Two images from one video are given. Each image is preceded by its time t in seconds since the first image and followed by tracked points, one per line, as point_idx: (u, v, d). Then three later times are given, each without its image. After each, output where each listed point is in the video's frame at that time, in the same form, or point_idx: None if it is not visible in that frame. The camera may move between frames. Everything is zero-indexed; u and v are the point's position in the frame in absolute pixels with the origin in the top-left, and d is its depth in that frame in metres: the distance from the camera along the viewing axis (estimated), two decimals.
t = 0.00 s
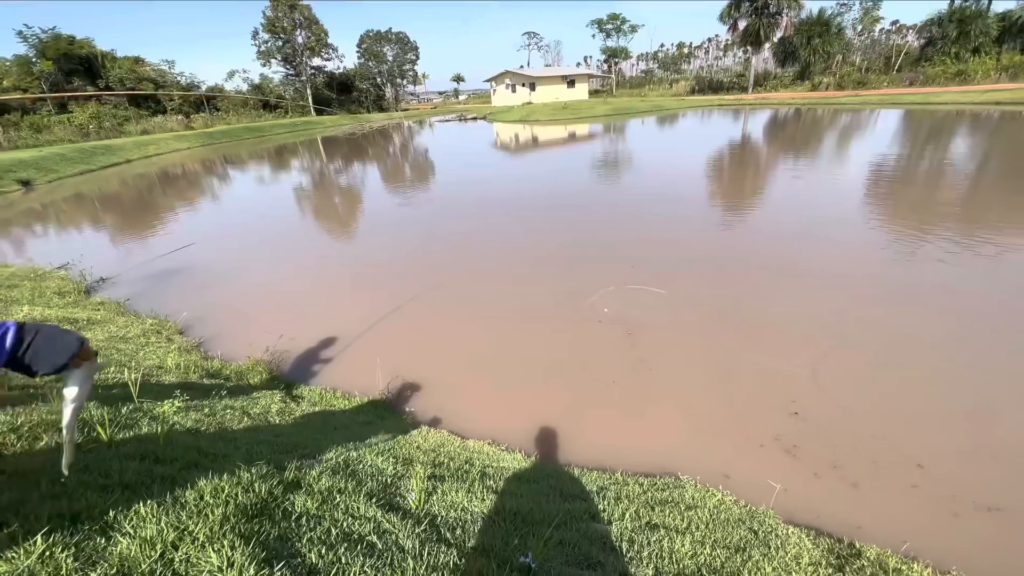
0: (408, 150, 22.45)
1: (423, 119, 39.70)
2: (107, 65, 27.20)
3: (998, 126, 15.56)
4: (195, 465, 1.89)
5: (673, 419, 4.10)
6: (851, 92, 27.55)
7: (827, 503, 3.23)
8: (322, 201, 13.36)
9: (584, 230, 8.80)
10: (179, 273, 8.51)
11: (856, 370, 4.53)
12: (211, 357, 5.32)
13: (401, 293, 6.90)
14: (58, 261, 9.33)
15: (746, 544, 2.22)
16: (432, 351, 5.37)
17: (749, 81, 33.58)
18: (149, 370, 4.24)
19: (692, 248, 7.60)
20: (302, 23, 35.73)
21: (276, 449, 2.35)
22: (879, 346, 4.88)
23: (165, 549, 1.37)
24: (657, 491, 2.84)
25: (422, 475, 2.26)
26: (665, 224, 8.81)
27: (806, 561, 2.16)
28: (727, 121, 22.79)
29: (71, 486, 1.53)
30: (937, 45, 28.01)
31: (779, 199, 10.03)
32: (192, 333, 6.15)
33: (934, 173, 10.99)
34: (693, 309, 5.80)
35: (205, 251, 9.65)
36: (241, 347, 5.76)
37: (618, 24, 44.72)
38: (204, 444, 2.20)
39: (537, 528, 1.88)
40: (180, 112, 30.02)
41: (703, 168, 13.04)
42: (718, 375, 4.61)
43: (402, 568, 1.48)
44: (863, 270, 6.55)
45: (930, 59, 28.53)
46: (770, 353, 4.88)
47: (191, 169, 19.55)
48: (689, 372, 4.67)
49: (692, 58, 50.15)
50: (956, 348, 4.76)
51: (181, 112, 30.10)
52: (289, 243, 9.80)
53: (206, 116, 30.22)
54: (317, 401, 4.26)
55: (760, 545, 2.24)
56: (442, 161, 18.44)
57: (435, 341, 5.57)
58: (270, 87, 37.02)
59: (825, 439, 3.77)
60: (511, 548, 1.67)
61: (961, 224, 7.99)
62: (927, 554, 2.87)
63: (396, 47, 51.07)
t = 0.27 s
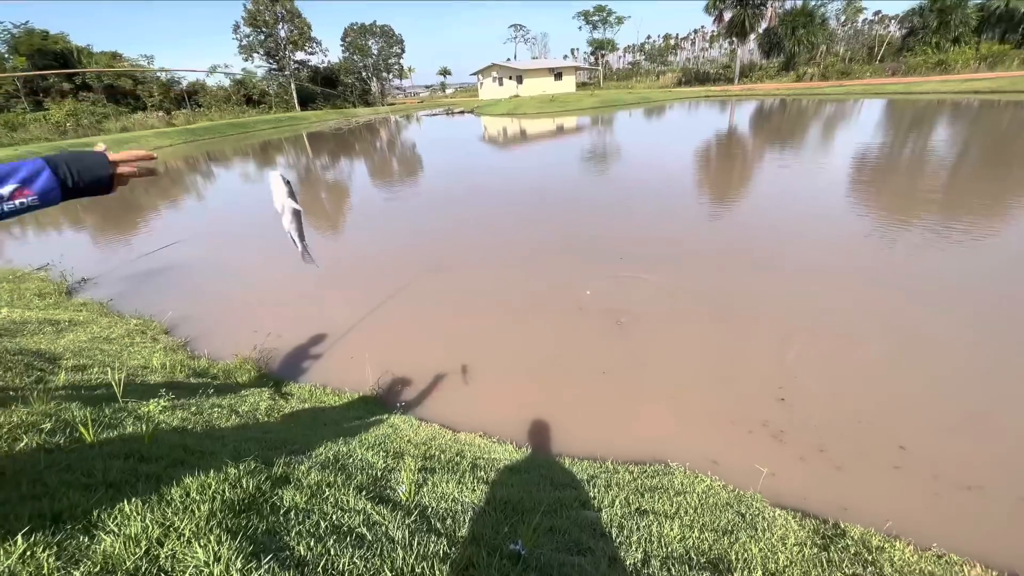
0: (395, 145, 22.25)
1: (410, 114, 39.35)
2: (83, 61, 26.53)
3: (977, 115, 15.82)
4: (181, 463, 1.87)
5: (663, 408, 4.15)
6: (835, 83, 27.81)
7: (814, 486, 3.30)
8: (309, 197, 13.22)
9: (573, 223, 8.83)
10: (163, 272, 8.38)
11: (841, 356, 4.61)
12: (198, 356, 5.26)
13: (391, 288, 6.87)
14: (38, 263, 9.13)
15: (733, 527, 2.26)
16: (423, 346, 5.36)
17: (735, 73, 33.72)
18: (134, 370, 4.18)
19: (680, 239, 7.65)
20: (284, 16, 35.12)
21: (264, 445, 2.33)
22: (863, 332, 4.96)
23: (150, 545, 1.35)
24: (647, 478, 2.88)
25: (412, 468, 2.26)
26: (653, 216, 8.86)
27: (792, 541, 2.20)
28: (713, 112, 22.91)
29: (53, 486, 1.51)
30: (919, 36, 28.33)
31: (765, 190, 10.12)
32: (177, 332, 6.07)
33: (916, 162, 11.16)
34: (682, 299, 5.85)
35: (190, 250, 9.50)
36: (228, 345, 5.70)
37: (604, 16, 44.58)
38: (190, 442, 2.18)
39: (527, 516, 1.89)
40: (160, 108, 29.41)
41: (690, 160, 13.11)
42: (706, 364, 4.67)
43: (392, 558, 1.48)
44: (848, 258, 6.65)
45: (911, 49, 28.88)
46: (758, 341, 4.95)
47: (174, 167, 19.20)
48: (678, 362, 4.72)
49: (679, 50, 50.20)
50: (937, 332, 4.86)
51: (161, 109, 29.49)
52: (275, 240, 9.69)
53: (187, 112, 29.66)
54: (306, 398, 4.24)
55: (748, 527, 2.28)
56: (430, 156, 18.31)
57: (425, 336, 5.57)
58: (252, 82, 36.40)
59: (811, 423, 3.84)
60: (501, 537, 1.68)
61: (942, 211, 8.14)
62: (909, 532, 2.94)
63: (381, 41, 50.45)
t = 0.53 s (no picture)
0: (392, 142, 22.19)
1: (406, 110, 39.20)
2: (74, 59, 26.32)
3: (972, 108, 15.86)
4: (180, 462, 1.87)
5: (660, 403, 4.18)
6: (831, 77, 27.81)
7: (810, 479, 3.33)
8: (305, 195, 13.18)
9: (570, 219, 8.83)
10: (159, 272, 8.35)
11: (837, 349, 4.64)
12: (196, 355, 5.25)
13: (389, 286, 6.87)
14: (32, 263, 9.09)
15: (730, 519, 2.28)
16: (421, 343, 5.37)
17: (731, 67, 33.68)
18: (131, 370, 4.17)
19: (677, 234, 7.67)
20: (278, 13, 34.89)
21: (263, 443, 2.33)
22: (859, 325, 4.99)
23: (150, 543, 1.36)
24: (646, 472, 2.89)
25: (411, 464, 2.27)
26: (650, 211, 8.87)
27: (788, 532, 2.22)
28: (710, 107, 22.90)
29: (52, 485, 1.51)
30: (914, 29, 28.34)
31: (761, 184, 10.15)
32: (174, 332, 6.05)
33: (911, 156, 11.20)
34: (679, 294, 5.87)
35: (186, 249, 9.47)
36: (225, 345, 5.69)
37: (600, 11, 44.42)
38: (188, 441, 2.18)
39: (525, 510, 1.91)
40: (154, 107, 29.22)
41: (687, 155, 13.12)
42: (704, 358, 4.70)
43: (391, 552, 1.49)
44: (844, 252, 6.68)
45: (906, 43, 28.90)
46: (755, 335, 4.97)
47: (168, 166, 19.09)
48: (675, 356, 4.74)
49: (674, 45, 50.08)
50: (932, 324, 4.90)
51: (155, 107, 29.30)
52: (272, 239, 9.67)
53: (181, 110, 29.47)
54: (304, 396, 4.24)
55: (744, 519, 2.30)
56: (426, 153, 18.26)
57: (424, 333, 5.57)
58: (246, 79, 36.17)
59: (807, 416, 3.87)
60: (499, 531, 1.70)
61: (937, 204, 8.18)
62: (904, 522, 2.98)
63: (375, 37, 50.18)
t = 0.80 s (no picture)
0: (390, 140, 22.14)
1: (404, 108, 39.14)
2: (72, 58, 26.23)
3: (971, 105, 15.84)
4: (181, 460, 1.87)
5: (661, 400, 4.19)
6: (830, 73, 27.77)
7: (810, 474, 3.34)
8: (304, 194, 13.16)
9: (570, 216, 8.83)
10: (158, 271, 8.34)
11: (837, 346, 4.65)
12: (195, 354, 5.24)
13: (388, 284, 6.86)
14: (31, 263, 9.08)
15: (731, 515, 2.29)
16: (421, 341, 5.37)
17: (730, 64, 33.61)
18: (131, 369, 4.17)
19: (676, 231, 7.67)
20: (275, 11, 34.81)
21: (264, 441, 2.33)
22: (859, 321, 5.00)
23: (153, 541, 1.36)
24: (646, 469, 2.90)
25: (412, 461, 2.27)
26: (649, 208, 8.87)
27: (789, 528, 2.23)
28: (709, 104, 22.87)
29: (53, 484, 1.51)
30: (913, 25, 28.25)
31: (761, 181, 10.14)
32: (174, 331, 6.05)
33: (910, 152, 11.19)
34: (679, 291, 5.87)
35: (185, 247, 9.46)
36: (225, 343, 5.69)
37: (599, 8, 44.29)
38: (189, 439, 2.18)
39: (526, 507, 1.91)
40: (152, 105, 29.14)
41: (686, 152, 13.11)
42: (704, 355, 4.70)
43: (393, 549, 1.49)
44: (843, 248, 6.68)
45: (906, 39, 28.86)
46: (754, 332, 4.98)
47: (167, 164, 19.04)
48: (675, 354, 4.74)
49: (673, 42, 49.96)
50: (932, 320, 4.90)
51: (153, 106, 29.24)
52: (271, 237, 9.65)
53: (179, 109, 29.40)
54: (305, 394, 4.24)
55: (746, 515, 2.31)
56: (425, 151, 18.23)
57: (424, 331, 5.57)
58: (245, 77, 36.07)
59: (808, 412, 3.87)
60: (501, 527, 1.70)
61: (936, 200, 8.18)
62: (904, 518, 2.99)
63: (373, 35, 50.03)
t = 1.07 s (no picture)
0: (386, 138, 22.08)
1: (400, 106, 39.01)
2: (64, 56, 26.02)
3: (965, 103, 15.93)
4: (178, 461, 1.86)
5: (658, 397, 4.19)
6: (825, 71, 27.86)
7: (806, 471, 3.36)
8: (300, 192, 13.09)
9: (566, 214, 8.84)
10: (153, 270, 8.29)
11: (832, 343, 4.67)
12: (191, 354, 5.21)
13: (385, 283, 6.85)
14: (24, 263, 9.01)
15: (728, 512, 2.30)
16: (418, 340, 5.36)
17: (725, 62, 33.68)
18: (126, 369, 4.14)
19: (673, 229, 7.68)
20: (270, 8, 34.61)
21: (261, 441, 2.33)
22: (853, 318, 5.03)
23: (149, 542, 1.35)
24: (644, 466, 2.91)
25: (410, 460, 2.27)
26: (646, 206, 8.87)
27: (786, 525, 2.24)
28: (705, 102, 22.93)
29: (49, 486, 1.50)
30: (907, 24, 28.37)
31: (757, 179, 10.18)
32: (169, 331, 6.02)
33: (905, 150, 11.26)
34: (675, 289, 5.89)
35: (180, 247, 9.42)
36: (221, 343, 5.67)
37: (595, 6, 44.25)
38: (186, 439, 2.17)
39: (525, 506, 1.91)
40: (146, 104, 28.96)
41: (682, 150, 13.14)
42: (701, 353, 4.71)
43: (391, 549, 1.48)
44: (838, 245, 6.72)
45: (900, 37, 28.97)
46: (751, 329, 5.00)
47: (161, 163, 18.92)
48: (672, 351, 4.76)
49: (669, 40, 49.97)
50: (927, 317, 4.93)
51: (146, 104, 29.04)
52: (266, 236, 9.60)
53: (173, 107, 29.22)
54: (302, 394, 4.23)
55: (742, 512, 2.32)
56: (421, 149, 18.21)
57: (421, 330, 5.56)
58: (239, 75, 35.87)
59: (803, 409, 3.90)
60: (500, 526, 1.70)
61: (931, 198, 8.22)
62: (898, 513, 3.02)
63: (369, 33, 49.89)
